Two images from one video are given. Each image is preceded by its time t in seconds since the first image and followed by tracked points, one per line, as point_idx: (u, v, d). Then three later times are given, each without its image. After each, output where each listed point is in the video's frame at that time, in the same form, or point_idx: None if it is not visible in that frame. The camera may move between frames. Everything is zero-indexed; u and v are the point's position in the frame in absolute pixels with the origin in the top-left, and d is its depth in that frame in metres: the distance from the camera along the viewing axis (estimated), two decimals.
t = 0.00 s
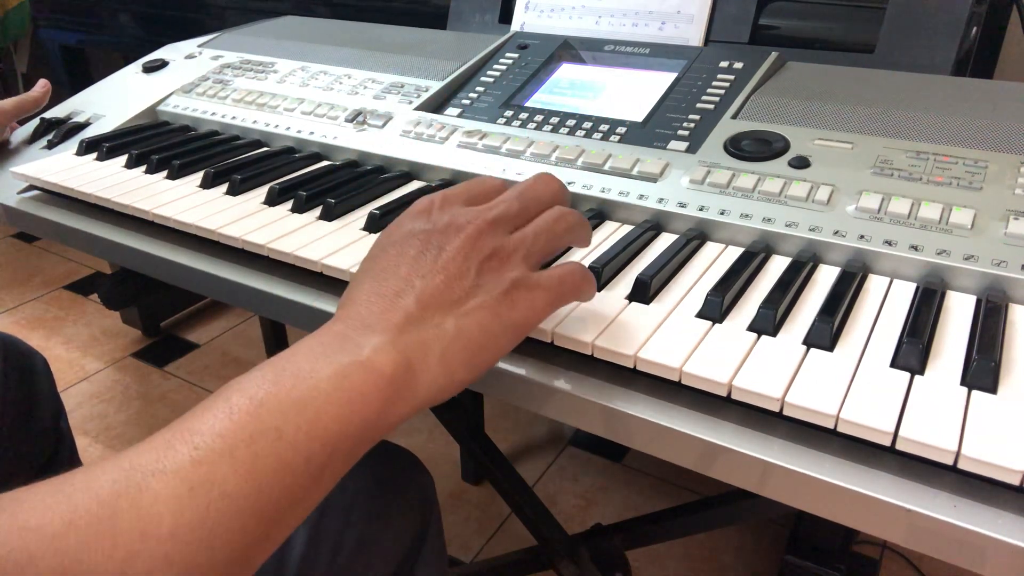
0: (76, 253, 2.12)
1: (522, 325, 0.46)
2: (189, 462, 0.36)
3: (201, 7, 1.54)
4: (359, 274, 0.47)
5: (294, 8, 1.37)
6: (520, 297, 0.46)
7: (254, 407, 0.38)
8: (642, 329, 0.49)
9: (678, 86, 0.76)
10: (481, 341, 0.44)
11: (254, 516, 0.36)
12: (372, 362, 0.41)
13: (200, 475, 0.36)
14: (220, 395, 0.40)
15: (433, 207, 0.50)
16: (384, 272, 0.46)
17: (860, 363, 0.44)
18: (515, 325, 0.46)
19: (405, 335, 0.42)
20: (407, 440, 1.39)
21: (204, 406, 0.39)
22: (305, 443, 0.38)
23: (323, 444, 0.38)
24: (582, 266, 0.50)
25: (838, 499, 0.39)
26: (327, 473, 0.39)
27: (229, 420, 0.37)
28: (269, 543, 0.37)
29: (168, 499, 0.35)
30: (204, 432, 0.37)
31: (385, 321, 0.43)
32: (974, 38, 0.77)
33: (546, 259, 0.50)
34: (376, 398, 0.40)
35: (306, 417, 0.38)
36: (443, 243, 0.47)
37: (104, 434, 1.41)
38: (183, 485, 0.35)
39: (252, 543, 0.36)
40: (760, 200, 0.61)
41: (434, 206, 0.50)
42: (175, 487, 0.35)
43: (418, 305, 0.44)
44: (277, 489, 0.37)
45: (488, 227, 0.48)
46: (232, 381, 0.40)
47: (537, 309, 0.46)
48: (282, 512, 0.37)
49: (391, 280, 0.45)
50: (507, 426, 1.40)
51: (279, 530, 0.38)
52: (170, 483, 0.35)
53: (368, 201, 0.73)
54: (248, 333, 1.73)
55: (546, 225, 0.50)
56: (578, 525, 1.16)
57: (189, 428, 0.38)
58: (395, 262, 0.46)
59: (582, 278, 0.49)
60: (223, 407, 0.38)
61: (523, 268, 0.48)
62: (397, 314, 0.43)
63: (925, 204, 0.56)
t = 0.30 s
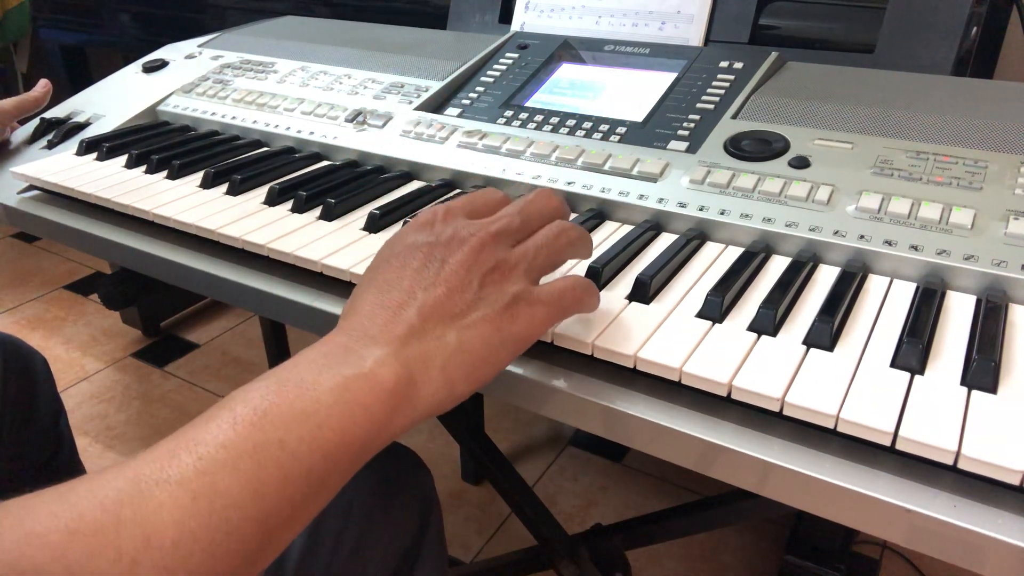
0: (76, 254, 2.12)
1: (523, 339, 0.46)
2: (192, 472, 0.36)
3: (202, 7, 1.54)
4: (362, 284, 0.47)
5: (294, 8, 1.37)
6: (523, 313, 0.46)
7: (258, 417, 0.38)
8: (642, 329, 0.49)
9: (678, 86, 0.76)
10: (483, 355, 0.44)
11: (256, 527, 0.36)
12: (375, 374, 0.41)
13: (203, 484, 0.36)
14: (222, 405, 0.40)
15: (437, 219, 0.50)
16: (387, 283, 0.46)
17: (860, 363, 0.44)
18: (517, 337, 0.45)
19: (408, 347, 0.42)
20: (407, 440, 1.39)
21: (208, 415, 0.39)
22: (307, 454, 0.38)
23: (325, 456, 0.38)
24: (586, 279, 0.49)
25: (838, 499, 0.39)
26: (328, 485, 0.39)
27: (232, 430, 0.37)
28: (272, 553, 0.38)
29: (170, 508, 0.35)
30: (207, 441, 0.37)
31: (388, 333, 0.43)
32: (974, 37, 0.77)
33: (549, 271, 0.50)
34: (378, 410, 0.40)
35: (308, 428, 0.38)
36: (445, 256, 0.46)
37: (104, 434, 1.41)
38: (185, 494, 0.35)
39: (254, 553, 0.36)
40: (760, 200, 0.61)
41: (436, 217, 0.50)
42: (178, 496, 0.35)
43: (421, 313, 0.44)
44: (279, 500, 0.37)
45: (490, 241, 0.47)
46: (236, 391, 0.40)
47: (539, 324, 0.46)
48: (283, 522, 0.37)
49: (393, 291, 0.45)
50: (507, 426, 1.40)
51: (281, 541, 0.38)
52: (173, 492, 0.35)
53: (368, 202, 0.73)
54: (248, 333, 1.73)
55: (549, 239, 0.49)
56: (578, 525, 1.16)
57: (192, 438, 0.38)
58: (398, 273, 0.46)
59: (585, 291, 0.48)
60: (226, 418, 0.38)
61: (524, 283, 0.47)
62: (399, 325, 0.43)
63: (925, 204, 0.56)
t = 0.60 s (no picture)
0: (76, 254, 2.12)
1: (527, 332, 0.45)
2: (197, 465, 0.36)
3: (202, 7, 1.54)
4: (366, 284, 0.47)
5: (294, 9, 1.37)
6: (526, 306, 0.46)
7: (262, 411, 0.38)
8: (641, 329, 0.49)
9: (678, 86, 0.76)
10: (486, 349, 0.44)
11: (261, 519, 0.36)
12: (377, 367, 0.41)
13: (208, 477, 0.36)
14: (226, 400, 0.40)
15: (436, 226, 0.50)
16: (389, 282, 0.46)
17: (860, 363, 0.44)
18: (520, 330, 0.45)
19: (411, 341, 0.43)
20: (407, 440, 1.39)
21: (213, 410, 0.39)
22: (311, 446, 0.38)
23: (329, 448, 0.38)
24: (586, 280, 0.50)
25: (837, 499, 0.39)
26: (333, 478, 0.39)
27: (237, 424, 0.38)
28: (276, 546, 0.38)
29: (176, 502, 0.35)
30: (212, 435, 0.37)
31: (391, 328, 0.43)
32: (974, 38, 0.78)
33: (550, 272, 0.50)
34: (381, 403, 0.40)
35: (312, 421, 0.38)
36: (447, 255, 0.47)
37: (104, 434, 1.41)
38: (191, 487, 0.35)
39: (259, 547, 0.37)
40: (760, 200, 0.61)
41: (436, 225, 0.50)
42: (183, 490, 0.35)
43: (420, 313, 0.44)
44: (283, 494, 0.37)
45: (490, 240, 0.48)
46: (240, 386, 0.40)
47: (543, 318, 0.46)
48: (289, 515, 0.38)
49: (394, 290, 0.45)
50: (507, 426, 1.40)
51: (286, 533, 0.38)
52: (179, 485, 0.35)
53: (368, 202, 0.73)
54: (248, 333, 1.73)
55: (547, 243, 0.50)
56: (578, 525, 1.16)
57: (197, 432, 0.38)
58: (400, 273, 0.46)
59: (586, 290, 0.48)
60: (230, 412, 0.38)
61: (526, 279, 0.47)
62: (402, 319, 0.43)
63: (925, 204, 0.56)
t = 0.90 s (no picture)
0: (76, 253, 2.12)
1: (537, 277, 0.47)
2: (207, 419, 0.35)
3: (202, 7, 1.54)
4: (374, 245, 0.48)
5: (294, 9, 1.37)
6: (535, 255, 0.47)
7: (271, 364, 0.37)
8: (641, 329, 0.49)
9: (678, 86, 0.76)
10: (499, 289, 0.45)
11: (277, 468, 0.35)
12: (386, 316, 0.40)
13: (220, 428, 0.35)
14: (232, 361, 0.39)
15: (443, 205, 0.50)
16: (398, 238, 0.47)
17: (860, 363, 0.44)
18: (529, 274, 0.46)
19: (419, 290, 0.42)
20: (407, 440, 1.39)
21: (221, 368, 0.38)
22: (325, 393, 0.37)
23: (343, 395, 0.37)
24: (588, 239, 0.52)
25: (838, 498, 0.39)
26: (349, 427, 0.38)
27: (245, 377, 0.37)
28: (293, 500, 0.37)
29: (188, 455, 0.34)
30: (222, 389, 0.36)
31: (398, 280, 0.43)
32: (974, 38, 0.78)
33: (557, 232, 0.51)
34: (393, 348, 0.40)
35: (324, 368, 0.37)
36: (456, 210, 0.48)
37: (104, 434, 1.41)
38: (201, 439, 0.34)
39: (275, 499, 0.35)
40: (760, 200, 0.61)
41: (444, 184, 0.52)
42: (194, 443, 0.34)
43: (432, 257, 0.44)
44: (297, 443, 0.36)
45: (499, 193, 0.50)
46: (246, 346, 0.40)
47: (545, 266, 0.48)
48: (307, 465, 0.36)
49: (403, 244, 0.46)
50: (507, 426, 1.40)
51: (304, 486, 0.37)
52: (189, 440, 0.34)
53: (368, 202, 0.73)
54: (248, 333, 1.73)
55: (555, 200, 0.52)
56: (578, 525, 1.16)
57: (205, 391, 0.37)
58: (408, 227, 0.48)
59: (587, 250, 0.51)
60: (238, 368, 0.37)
61: (534, 229, 0.49)
62: (412, 267, 0.44)
63: (925, 204, 0.56)
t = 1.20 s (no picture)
0: (76, 253, 2.12)
1: (543, 325, 0.45)
2: (225, 455, 0.36)
3: (201, 7, 1.54)
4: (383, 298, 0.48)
5: (294, 9, 1.37)
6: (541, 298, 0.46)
7: (291, 406, 0.38)
8: (641, 329, 0.49)
9: (678, 86, 0.76)
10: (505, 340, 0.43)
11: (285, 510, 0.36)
12: (399, 365, 0.41)
13: (236, 462, 0.36)
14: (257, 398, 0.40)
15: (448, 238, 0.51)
16: (403, 293, 0.46)
17: (860, 363, 0.44)
18: (533, 327, 0.45)
19: (431, 339, 0.42)
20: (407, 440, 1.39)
21: (243, 406, 0.40)
22: (336, 438, 0.37)
23: (354, 441, 0.38)
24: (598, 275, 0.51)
25: (838, 499, 0.39)
26: (356, 477, 0.38)
27: (265, 417, 0.38)
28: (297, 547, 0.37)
29: (202, 489, 0.35)
30: (242, 426, 0.37)
31: (413, 328, 0.43)
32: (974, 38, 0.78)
33: (566, 266, 0.50)
34: (405, 398, 0.40)
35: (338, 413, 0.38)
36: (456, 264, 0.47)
37: (104, 434, 1.41)
38: (219, 471, 0.35)
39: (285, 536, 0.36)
40: (760, 200, 0.61)
41: (448, 241, 0.51)
42: (212, 476, 0.35)
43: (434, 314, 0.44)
44: (310, 482, 0.36)
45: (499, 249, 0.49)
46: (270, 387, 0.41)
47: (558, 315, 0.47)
48: (313, 509, 0.37)
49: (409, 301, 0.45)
50: (507, 426, 1.40)
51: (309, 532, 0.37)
52: (206, 473, 0.35)
53: (368, 202, 0.73)
54: (248, 333, 1.73)
55: (557, 246, 0.51)
56: (578, 525, 1.16)
57: (226, 426, 0.38)
58: (412, 287, 0.47)
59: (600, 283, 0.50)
60: (259, 408, 0.38)
61: (537, 277, 0.48)
62: (419, 322, 0.43)
63: (925, 204, 0.56)
